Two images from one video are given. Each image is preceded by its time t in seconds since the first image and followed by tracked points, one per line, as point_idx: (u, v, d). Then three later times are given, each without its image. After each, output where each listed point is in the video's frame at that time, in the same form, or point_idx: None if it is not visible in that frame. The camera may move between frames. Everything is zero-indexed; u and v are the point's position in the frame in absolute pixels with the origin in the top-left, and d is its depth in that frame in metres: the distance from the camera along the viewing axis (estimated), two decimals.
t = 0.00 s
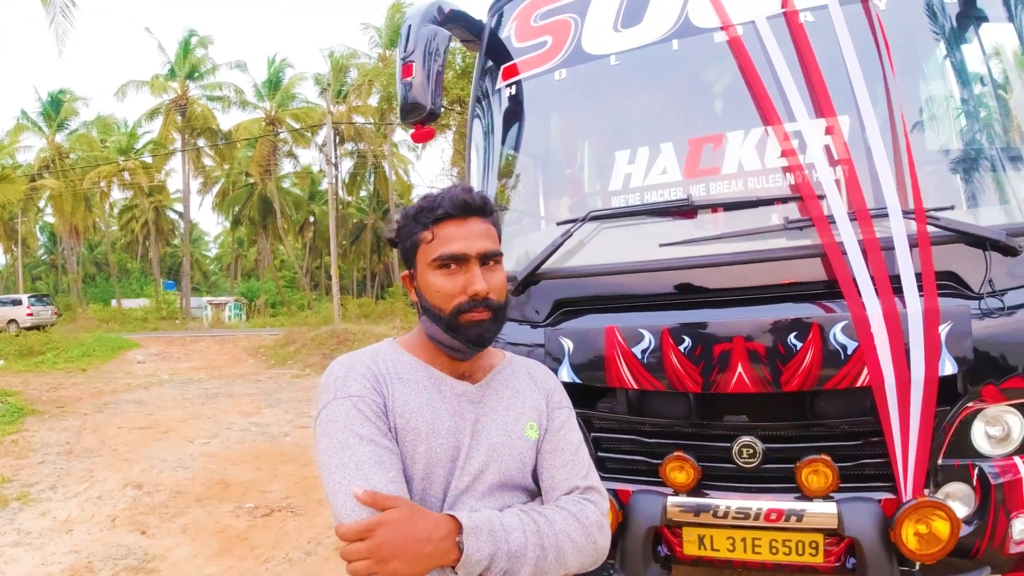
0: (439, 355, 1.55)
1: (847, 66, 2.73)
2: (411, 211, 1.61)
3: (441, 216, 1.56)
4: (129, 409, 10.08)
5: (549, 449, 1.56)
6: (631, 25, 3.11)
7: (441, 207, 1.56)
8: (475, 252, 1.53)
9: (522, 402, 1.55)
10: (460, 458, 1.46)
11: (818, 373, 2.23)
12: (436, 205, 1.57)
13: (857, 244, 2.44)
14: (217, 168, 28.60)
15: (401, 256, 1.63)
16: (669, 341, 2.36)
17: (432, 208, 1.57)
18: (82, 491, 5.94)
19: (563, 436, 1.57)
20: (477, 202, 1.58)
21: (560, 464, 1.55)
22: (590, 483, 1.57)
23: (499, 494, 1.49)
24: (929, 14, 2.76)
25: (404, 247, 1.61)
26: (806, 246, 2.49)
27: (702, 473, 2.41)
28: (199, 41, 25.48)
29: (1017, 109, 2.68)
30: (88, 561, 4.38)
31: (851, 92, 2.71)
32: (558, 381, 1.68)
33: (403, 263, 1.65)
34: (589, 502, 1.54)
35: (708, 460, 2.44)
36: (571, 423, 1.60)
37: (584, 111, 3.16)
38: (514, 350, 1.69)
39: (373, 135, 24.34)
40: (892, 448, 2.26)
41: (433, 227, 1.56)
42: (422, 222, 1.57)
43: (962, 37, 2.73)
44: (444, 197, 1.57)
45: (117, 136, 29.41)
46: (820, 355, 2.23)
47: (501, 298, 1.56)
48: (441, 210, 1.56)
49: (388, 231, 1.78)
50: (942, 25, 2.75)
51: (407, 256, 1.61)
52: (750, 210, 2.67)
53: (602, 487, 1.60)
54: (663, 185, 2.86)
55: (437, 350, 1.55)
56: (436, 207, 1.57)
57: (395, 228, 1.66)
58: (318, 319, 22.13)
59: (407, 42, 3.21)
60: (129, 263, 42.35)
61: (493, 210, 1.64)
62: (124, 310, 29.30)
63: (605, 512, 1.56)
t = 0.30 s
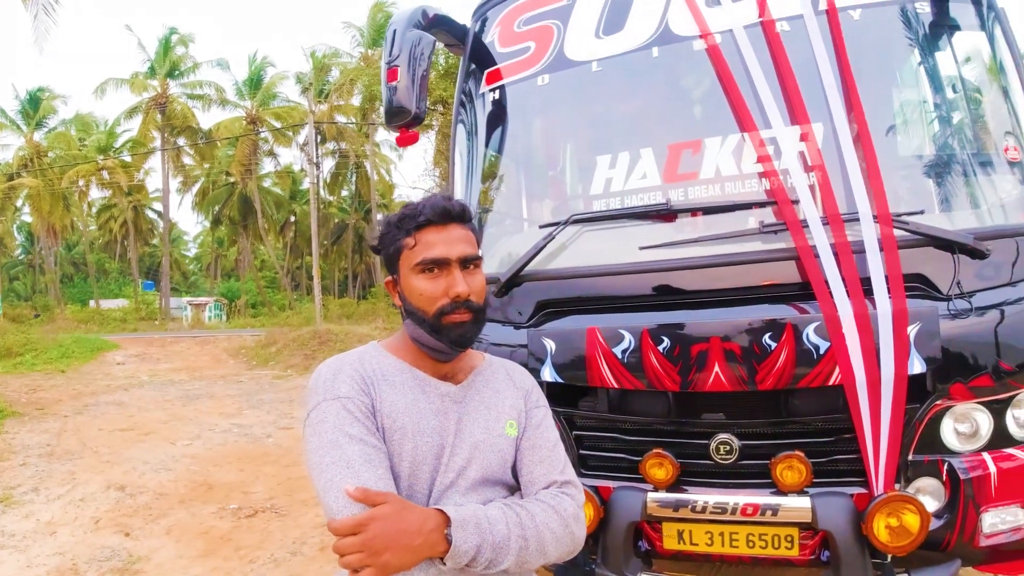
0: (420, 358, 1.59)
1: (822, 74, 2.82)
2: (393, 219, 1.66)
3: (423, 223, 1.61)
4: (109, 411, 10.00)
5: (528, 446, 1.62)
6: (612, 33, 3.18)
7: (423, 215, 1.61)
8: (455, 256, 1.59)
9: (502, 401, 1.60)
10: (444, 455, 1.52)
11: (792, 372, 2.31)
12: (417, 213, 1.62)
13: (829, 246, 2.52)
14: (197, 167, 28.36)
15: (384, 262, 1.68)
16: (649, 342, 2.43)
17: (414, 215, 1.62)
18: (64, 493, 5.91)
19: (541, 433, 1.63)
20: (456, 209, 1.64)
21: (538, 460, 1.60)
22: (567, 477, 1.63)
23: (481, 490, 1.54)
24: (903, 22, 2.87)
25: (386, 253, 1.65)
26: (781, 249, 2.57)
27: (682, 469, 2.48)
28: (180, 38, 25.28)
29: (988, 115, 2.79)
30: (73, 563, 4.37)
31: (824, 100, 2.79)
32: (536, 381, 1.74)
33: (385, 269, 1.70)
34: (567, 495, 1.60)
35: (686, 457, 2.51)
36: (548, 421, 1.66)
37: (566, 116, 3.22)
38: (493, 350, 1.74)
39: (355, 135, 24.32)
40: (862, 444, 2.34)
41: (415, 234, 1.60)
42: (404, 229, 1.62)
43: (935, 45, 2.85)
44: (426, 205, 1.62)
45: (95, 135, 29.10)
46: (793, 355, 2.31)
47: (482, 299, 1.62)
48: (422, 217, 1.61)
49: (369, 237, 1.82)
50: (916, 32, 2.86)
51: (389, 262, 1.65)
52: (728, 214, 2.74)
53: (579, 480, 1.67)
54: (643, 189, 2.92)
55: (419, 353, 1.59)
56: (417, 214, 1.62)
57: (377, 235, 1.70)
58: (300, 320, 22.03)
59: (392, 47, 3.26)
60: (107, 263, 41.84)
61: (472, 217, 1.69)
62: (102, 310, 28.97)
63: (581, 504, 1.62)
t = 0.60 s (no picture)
0: (401, 358, 1.65)
1: (790, 82, 2.92)
2: (377, 223, 1.72)
3: (406, 227, 1.67)
4: (82, 413, 9.90)
5: (503, 439, 1.70)
6: (588, 41, 3.27)
7: (406, 219, 1.68)
8: (437, 259, 1.66)
9: (479, 398, 1.68)
10: (427, 450, 1.59)
11: (758, 370, 2.40)
12: (401, 218, 1.69)
13: (793, 250, 2.63)
14: (171, 166, 28.03)
15: (367, 265, 1.74)
16: (621, 341, 2.52)
17: (398, 220, 1.69)
18: (39, 494, 5.87)
19: (515, 428, 1.71)
20: (438, 214, 1.71)
21: (514, 453, 1.68)
22: (541, 469, 1.71)
23: (461, 482, 1.61)
24: (871, 32, 2.98)
25: (369, 257, 1.72)
26: (748, 253, 2.67)
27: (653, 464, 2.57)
28: (154, 36, 24.99)
29: (950, 125, 2.93)
30: (51, 564, 4.36)
31: (791, 109, 2.90)
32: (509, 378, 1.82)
33: (368, 272, 1.76)
34: (541, 486, 1.68)
35: (657, 452, 2.60)
36: (522, 416, 1.74)
37: (542, 121, 3.30)
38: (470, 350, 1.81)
39: (331, 135, 24.24)
40: (825, 438, 2.45)
41: (398, 238, 1.67)
42: (387, 233, 1.69)
43: (901, 55, 2.98)
44: (409, 210, 1.69)
45: (67, 132, 28.64)
46: (759, 353, 2.41)
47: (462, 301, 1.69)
48: (406, 222, 1.68)
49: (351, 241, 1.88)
50: (883, 42, 2.98)
51: (373, 265, 1.72)
52: (698, 218, 2.83)
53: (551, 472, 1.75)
54: (616, 194, 3.01)
55: (400, 354, 1.65)
56: (400, 219, 1.69)
57: (360, 240, 1.77)
58: (276, 321, 21.89)
59: (373, 52, 3.31)
60: (78, 262, 41.16)
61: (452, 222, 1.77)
62: (74, 311, 28.50)
63: (554, 494, 1.70)
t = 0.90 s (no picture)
0: (389, 355, 1.69)
1: (767, 88, 3.00)
2: (367, 221, 1.76)
3: (396, 225, 1.72)
4: (60, 413, 9.80)
5: (485, 437, 1.75)
6: (569, 45, 3.33)
7: (396, 218, 1.73)
8: (426, 257, 1.71)
9: (464, 397, 1.72)
10: (416, 448, 1.63)
11: (732, 368, 2.47)
12: (391, 216, 1.74)
13: (766, 251, 2.70)
14: (151, 164, 27.76)
15: (356, 263, 1.78)
16: (599, 339, 2.58)
17: (388, 218, 1.73)
18: (19, 494, 5.82)
19: (496, 425, 1.77)
20: (428, 214, 1.76)
21: (495, 450, 1.74)
22: (520, 467, 1.78)
23: (445, 478, 1.67)
24: (847, 39, 3.07)
25: (358, 254, 1.76)
26: (723, 254, 2.74)
27: (631, 460, 2.63)
28: (134, 32, 24.73)
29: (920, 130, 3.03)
30: (31, 563, 4.35)
31: (767, 114, 2.98)
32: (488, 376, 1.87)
33: (357, 269, 1.80)
34: (522, 483, 1.74)
35: (634, 448, 2.67)
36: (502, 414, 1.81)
37: (524, 124, 3.35)
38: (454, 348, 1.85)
39: (313, 134, 24.13)
40: (796, 434, 2.52)
41: (388, 235, 1.72)
42: (378, 231, 1.73)
43: (874, 61, 3.07)
44: (399, 209, 1.74)
45: (44, 129, 28.24)
46: (733, 351, 2.48)
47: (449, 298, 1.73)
48: (396, 220, 1.72)
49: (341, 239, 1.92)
50: (858, 49, 3.07)
51: (362, 262, 1.76)
52: (675, 220, 2.90)
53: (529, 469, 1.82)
54: (595, 196, 3.07)
55: (387, 352, 1.68)
56: (390, 218, 1.73)
57: (351, 237, 1.81)
58: (256, 320, 21.75)
59: (356, 52, 3.34)
60: (55, 261, 40.58)
61: (441, 223, 1.82)
62: (50, 310, 28.11)
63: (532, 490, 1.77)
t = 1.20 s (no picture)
0: (379, 352, 1.68)
1: (760, 84, 2.99)
2: (363, 212, 1.75)
3: (393, 216, 1.71)
4: (53, 411, 9.76)
5: (473, 440, 1.74)
6: (561, 41, 3.32)
7: (393, 209, 1.72)
8: (422, 251, 1.69)
9: (453, 401, 1.71)
10: (401, 453, 1.63)
11: (723, 364, 2.47)
12: (388, 207, 1.72)
13: (758, 247, 2.69)
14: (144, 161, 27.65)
15: (350, 254, 1.77)
16: (591, 336, 2.58)
17: (384, 209, 1.72)
18: (11, 492, 5.79)
19: (485, 429, 1.76)
20: (426, 206, 1.75)
21: (483, 455, 1.74)
22: (507, 473, 1.77)
23: (430, 481, 1.68)
24: (840, 37, 3.07)
25: (353, 245, 1.75)
26: (715, 250, 2.74)
27: (622, 456, 2.63)
28: (127, 28, 24.59)
29: (913, 128, 3.03)
30: (22, 561, 4.33)
31: (760, 110, 2.97)
32: (481, 374, 1.86)
33: (351, 260, 1.78)
34: (508, 491, 1.74)
35: (626, 445, 2.67)
36: (493, 415, 1.79)
37: (516, 120, 3.34)
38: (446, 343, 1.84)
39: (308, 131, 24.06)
40: (788, 431, 2.52)
41: (384, 227, 1.70)
42: (374, 221, 1.72)
43: (867, 59, 3.07)
44: (397, 200, 1.73)
45: (37, 126, 28.10)
46: (724, 347, 2.47)
47: (444, 293, 1.72)
48: (393, 211, 1.71)
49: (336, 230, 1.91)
50: (851, 47, 3.07)
51: (356, 253, 1.74)
52: (668, 216, 2.89)
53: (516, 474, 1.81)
54: (588, 192, 3.07)
55: (378, 348, 1.68)
56: (387, 209, 1.72)
57: (346, 228, 1.79)
58: (250, 318, 21.70)
59: (349, 48, 3.33)
60: (48, 259, 40.44)
61: (440, 215, 1.80)
62: (43, 308, 27.97)
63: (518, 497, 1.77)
